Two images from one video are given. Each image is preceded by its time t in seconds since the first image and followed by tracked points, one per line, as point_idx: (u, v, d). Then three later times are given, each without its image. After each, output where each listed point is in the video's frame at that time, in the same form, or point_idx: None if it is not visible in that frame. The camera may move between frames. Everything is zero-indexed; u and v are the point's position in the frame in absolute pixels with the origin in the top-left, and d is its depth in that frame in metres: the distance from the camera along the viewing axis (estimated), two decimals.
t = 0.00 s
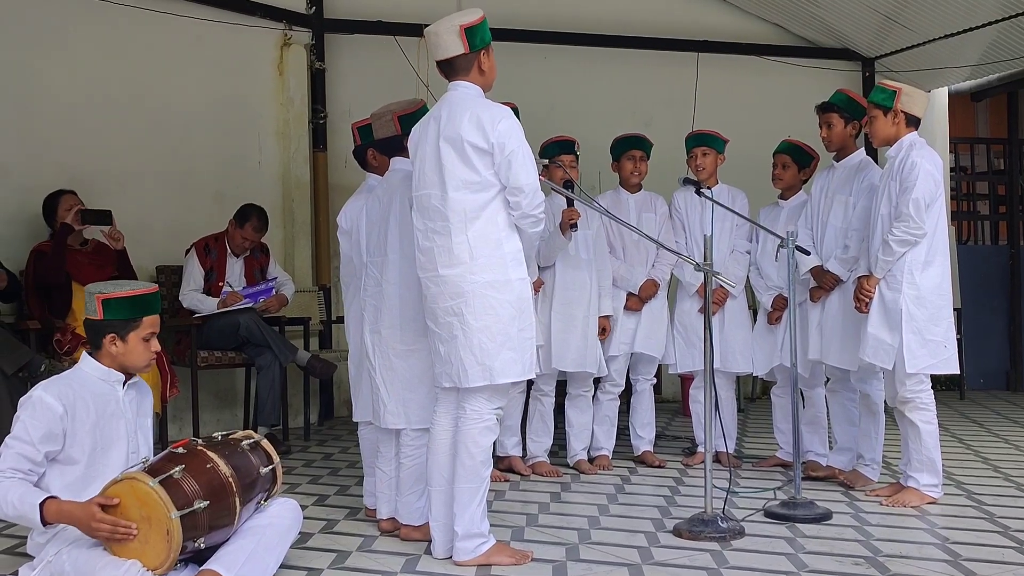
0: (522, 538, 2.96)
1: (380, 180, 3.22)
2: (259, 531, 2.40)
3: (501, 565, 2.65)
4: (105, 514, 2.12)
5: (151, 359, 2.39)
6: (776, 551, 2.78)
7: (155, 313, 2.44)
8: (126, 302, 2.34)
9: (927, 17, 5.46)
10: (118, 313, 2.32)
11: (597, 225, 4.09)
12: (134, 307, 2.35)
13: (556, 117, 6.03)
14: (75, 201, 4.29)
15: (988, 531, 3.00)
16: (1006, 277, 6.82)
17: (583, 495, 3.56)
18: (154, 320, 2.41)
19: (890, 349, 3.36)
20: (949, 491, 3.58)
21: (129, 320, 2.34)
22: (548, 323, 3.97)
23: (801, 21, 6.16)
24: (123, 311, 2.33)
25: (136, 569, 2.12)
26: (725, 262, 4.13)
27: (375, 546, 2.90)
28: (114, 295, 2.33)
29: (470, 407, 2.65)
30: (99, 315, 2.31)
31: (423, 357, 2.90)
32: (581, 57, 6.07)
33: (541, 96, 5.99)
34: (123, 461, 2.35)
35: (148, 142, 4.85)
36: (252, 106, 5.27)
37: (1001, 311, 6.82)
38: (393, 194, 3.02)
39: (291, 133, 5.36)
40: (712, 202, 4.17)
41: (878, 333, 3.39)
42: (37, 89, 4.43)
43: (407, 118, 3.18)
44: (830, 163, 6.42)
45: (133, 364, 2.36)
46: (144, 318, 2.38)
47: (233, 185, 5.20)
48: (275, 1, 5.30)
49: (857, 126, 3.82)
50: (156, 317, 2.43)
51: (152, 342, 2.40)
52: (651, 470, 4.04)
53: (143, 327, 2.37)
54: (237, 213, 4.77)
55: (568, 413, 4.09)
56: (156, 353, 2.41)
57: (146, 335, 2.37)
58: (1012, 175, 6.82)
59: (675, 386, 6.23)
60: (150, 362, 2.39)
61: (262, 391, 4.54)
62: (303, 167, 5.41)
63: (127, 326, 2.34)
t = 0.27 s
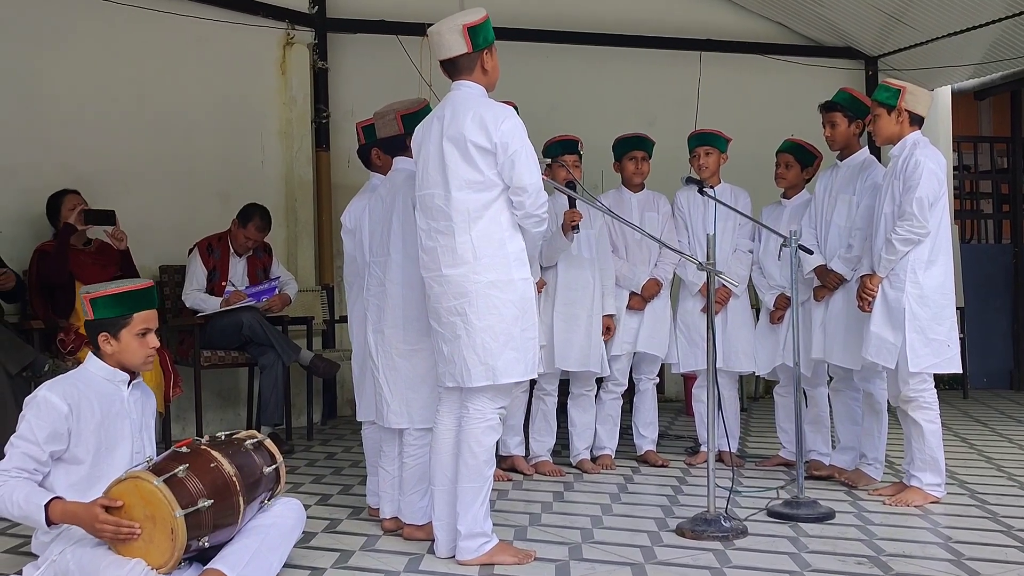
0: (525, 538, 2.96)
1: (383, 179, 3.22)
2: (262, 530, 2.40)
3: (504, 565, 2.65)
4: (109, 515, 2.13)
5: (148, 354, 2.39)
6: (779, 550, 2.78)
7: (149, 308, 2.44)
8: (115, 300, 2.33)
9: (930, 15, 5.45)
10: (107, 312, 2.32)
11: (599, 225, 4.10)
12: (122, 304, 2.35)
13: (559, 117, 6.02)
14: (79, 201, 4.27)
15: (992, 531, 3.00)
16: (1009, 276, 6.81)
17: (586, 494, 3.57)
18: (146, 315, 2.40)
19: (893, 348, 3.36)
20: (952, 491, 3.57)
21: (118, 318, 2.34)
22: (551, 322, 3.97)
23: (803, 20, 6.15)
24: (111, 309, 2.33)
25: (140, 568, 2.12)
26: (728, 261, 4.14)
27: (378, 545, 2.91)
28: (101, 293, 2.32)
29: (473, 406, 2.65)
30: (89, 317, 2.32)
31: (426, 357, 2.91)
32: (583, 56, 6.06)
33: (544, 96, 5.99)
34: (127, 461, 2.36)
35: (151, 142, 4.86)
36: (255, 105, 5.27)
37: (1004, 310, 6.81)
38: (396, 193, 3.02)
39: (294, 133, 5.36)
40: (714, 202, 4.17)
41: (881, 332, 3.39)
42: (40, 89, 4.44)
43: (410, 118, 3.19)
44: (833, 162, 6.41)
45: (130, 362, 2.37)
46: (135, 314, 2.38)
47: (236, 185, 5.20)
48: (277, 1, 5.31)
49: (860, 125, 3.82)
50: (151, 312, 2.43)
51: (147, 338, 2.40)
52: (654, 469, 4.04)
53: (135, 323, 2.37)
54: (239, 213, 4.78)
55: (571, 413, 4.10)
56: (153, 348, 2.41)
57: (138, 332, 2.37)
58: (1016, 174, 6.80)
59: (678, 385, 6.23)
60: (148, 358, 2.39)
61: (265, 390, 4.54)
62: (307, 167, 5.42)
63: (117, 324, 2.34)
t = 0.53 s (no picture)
0: (527, 540, 2.96)
1: (385, 181, 3.23)
2: (264, 532, 2.40)
3: (505, 567, 2.65)
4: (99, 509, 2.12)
5: (144, 351, 2.39)
6: (780, 553, 2.78)
7: (141, 306, 2.44)
8: (103, 300, 2.35)
9: (932, 18, 5.46)
10: (96, 312, 2.34)
11: (601, 227, 4.10)
12: (111, 304, 2.36)
13: (561, 119, 6.03)
14: (82, 204, 4.27)
15: (994, 533, 3.00)
16: (1011, 278, 6.81)
17: (587, 497, 3.56)
18: (138, 313, 2.40)
19: (894, 350, 3.35)
20: (954, 493, 3.57)
21: (108, 318, 2.35)
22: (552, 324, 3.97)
23: (805, 22, 6.16)
24: (100, 309, 2.34)
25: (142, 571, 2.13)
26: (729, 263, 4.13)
27: (380, 547, 2.91)
28: (88, 295, 2.35)
29: (475, 408, 2.66)
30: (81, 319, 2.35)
31: (427, 359, 2.91)
32: (584, 58, 6.07)
33: (545, 98, 6.00)
34: (127, 463, 2.37)
35: (153, 144, 4.87)
36: (257, 107, 5.28)
37: (1006, 311, 6.80)
38: (398, 196, 3.02)
39: (296, 135, 5.37)
40: (716, 204, 4.17)
41: (883, 334, 3.39)
42: (42, 91, 4.45)
43: (413, 120, 3.21)
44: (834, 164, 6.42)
45: (126, 361, 2.36)
46: (126, 313, 2.38)
47: (237, 187, 5.21)
48: (279, 3, 5.32)
49: (863, 127, 3.81)
50: (143, 309, 2.43)
51: (142, 335, 2.40)
52: (655, 471, 4.04)
53: (127, 322, 2.37)
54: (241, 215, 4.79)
55: (573, 415, 4.10)
56: (148, 345, 2.40)
57: (131, 330, 2.37)
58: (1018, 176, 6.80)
59: (679, 387, 6.23)
60: (143, 355, 2.38)
61: (267, 392, 4.54)
62: (308, 170, 5.43)
63: (108, 324, 2.35)
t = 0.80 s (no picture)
0: (526, 539, 2.96)
1: (384, 180, 3.23)
2: (263, 531, 2.40)
3: (504, 566, 2.65)
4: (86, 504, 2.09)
5: (139, 349, 2.38)
6: (779, 551, 2.78)
7: (136, 304, 2.44)
8: (95, 299, 2.35)
9: (930, 16, 5.46)
10: (89, 312, 2.34)
11: (600, 226, 4.11)
12: (102, 303, 2.36)
13: (559, 118, 6.03)
14: (82, 203, 4.28)
15: (992, 531, 3.00)
16: (1009, 276, 6.81)
17: (586, 495, 3.57)
18: (131, 311, 2.40)
19: (893, 348, 3.36)
20: (952, 491, 3.58)
21: (101, 317, 2.35)
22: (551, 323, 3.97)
23: (803, 20, 6.16)
24: (93, 309, 2.34)
25: (141, 570, 2.13)
26: (727, 262, 4.15)
27: (379, 546, 2.91)
28: (80, 296, 2.35)
29: (474, 407, 2.66)
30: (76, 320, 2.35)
31: (426, 358, 2.91)
32: (583, 57, 6.07)
33: (544, 97, 6.00)
34: (124, 463, 2.36)
35: (151, 143, 4.86)
36: (255, 107, 5.28)
37: (1004, 310, 6.81)
38: (396, 195, 3.02)
39: (294, 134, 5.37)
40: (714, 203, 4.17)
41: (881, 332, 3.39)
42: (40, 90, 4.44)
43: (412, 120, 3.21)
44: (832, 163, 6.42)
45: (122, 359, 2.36)
46: (119, 311, 2.37)
47: (236, 186, 5.21)
48: (277, 3, 5.31)
49: (862, 126, 3.82)
50: (136, 307, 2.42)
51: (136, 333, 2.39)
52: (654, 470, 4.04)
53: (120, 320, 2.37)
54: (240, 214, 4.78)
55: (572, 414, 4.10)
56: (144, 342, 2.39)
57: (125, 328, 2.37)
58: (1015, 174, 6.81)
59: (678, 386, 6.23)
60: (139, 352, 2.37)
61: (265, 392, 4.54)
62: (307, 169, 5.43)
63: (101, 324, 2.35)
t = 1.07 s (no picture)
0: (528, 538, 2.97)
1: (386, 179, 3.23)
2: (265, 531, 2.40)
3: (506, 565, 2.65)
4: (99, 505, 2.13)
5: (138, 348, 2.38)
6: (780, 550, 2.78)
7: (136, 303, 2.43)
8: (95, 297, 2.35)
9: (932, 15, 5.45)
10: (89, 310, 2.34)
11: (602, 225, 4.11)
12: (103, 301, 2.35)
13: (561, 117, 6.03)
14: (85, 202, 4.29)
15: (993, 530, 3.00)
16: (1012, 275, 6.81)
17: (588, 494, 3.57)
18: (131, 310, 2.40)
19: (895, 347, 3.35)
20: (954, 490, 3.57)
21: (101, 315, 2.34)
22: (553, 323, 3.98)
23: (805, 19, 6.15)
24: (93, 307, 2.34)
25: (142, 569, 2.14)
26: (730, 261, 4.14)
27: (381, 545, 2.91)
28: (81, 292, 2.34)
29: (476, 406, 2.66)
30: (75, 317, 2.35)
31: (428, 357, 2.91)
32: (584, 56, 6.07)
33: (546, 96, 6.00)
34: (124, 460, 2.36)
35: (153, 143, 4.87)
36: (257, 105, 5.28)
37: (1007, 308, 6.80)
38: (398, 195, 3.03)
39: (296, 133, 5.37)
40: (716, 202, 4.17)
41: (883, 331, 3.39)
42: (43, 90, 4.45)
43: (414, 119, 3.20)
44: (835, 162, 6.42)
45: (120, 357, 2.36)
46: (118, 310, 2.37)
47: (238, 185, 5.21)
48: (279, 1, 5.32)
49: (865, 125, 3.81)
50: (136, 305, 2.42)
51: (135, 332, 2.39)
52: (656, 469, 4.04)
53: (120, 319, 2.37)
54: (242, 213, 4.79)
55: (574, 413, 4.10)
56: (143, 342, 2.40)
57: (124, 327, 2.37)
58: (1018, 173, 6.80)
59: (680, 385, 6.23)
60: (137, 351, 2.38)
61: (267, 391, 4.55)
62: (309, 168, 5.43)
63: (101, 322, 2.35)
